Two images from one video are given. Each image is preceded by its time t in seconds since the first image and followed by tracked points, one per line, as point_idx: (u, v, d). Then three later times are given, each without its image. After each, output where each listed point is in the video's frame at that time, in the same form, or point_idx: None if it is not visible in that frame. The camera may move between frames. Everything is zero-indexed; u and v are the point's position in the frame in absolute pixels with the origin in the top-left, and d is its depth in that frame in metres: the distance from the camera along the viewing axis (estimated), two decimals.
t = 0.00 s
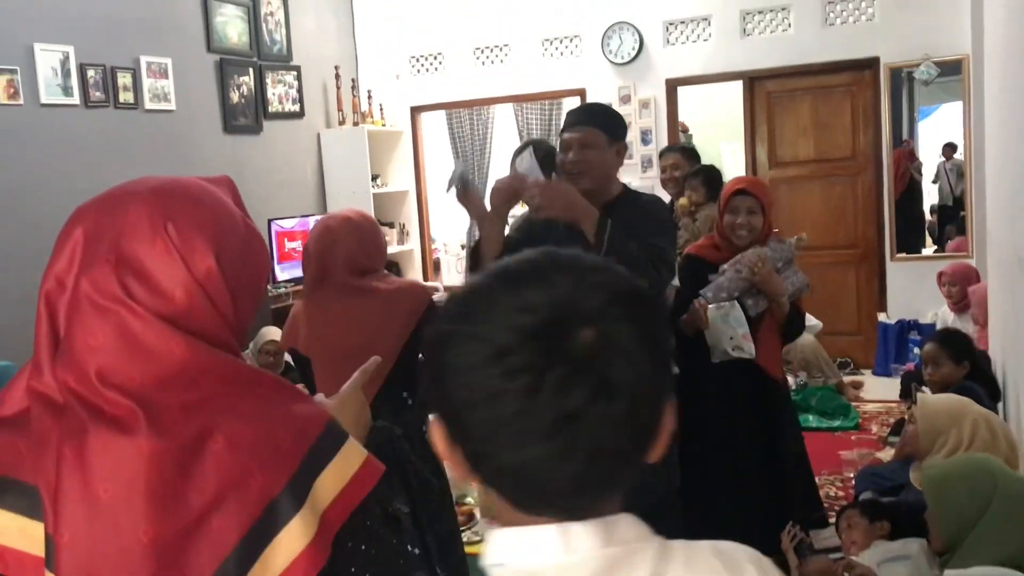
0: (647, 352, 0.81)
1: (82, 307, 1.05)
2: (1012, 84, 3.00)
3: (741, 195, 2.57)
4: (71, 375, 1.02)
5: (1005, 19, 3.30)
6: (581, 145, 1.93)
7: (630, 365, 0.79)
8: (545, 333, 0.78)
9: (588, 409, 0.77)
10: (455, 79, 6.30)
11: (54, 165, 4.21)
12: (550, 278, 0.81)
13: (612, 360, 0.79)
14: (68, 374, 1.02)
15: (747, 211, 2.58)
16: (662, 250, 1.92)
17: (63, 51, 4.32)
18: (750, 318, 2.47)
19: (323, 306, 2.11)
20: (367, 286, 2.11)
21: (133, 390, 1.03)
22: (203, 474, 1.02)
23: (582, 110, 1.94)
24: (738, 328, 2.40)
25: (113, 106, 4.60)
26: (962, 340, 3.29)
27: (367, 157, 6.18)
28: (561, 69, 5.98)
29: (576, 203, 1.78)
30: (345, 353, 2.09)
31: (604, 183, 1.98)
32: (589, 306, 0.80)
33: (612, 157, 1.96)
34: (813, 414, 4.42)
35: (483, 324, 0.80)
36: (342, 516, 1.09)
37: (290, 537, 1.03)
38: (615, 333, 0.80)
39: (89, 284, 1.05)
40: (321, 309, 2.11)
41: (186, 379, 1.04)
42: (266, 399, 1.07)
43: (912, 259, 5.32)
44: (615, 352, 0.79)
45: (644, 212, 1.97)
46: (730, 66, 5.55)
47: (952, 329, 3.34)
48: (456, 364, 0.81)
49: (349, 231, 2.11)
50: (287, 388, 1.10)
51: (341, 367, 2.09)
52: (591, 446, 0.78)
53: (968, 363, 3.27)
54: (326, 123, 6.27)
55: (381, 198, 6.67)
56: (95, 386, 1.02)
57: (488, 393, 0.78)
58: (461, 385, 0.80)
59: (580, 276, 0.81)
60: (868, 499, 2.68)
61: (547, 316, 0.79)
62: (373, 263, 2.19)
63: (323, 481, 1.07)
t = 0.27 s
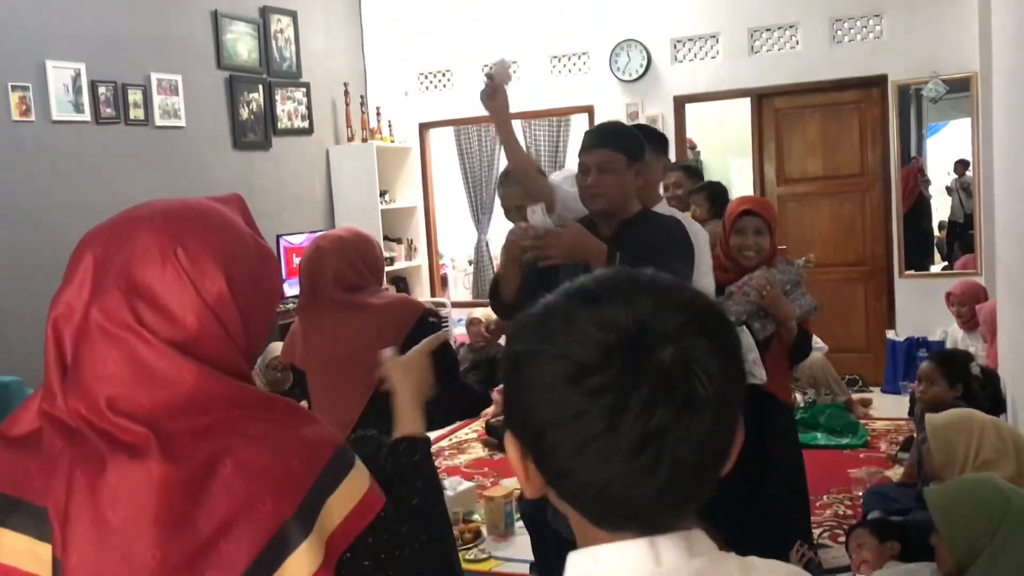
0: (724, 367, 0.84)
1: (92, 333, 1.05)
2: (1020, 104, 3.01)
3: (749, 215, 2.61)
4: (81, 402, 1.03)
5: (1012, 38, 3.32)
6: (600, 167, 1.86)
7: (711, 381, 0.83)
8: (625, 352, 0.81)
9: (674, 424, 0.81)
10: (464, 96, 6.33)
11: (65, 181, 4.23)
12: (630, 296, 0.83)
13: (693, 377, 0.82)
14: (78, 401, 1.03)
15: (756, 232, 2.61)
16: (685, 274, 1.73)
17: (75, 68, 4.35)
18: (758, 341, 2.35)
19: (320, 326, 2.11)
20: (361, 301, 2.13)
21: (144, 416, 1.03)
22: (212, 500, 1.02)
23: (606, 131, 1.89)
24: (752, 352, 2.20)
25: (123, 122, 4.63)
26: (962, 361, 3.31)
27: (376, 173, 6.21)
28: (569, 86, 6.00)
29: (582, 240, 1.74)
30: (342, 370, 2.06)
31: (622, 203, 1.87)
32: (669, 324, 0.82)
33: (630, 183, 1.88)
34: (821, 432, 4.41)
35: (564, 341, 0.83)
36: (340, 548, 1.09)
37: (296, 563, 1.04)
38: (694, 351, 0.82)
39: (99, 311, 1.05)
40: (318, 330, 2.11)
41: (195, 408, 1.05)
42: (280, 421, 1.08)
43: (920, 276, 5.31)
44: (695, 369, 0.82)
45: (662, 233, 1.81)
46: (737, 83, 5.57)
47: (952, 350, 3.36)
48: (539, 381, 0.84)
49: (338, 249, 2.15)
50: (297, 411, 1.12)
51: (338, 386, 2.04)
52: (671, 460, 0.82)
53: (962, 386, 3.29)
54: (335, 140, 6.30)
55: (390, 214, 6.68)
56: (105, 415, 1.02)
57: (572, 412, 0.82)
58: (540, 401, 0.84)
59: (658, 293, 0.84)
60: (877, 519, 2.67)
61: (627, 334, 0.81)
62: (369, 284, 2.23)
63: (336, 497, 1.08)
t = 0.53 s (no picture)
0: (678, 422, 0.83)
1: (108, 353, 1.06)
2: None
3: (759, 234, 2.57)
4: (96, 421, 1.04)
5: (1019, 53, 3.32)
6: (620, 185, 1.85)
7: (659, 438, 0.81)
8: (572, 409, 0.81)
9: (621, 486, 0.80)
10: (472, 112, 6.36)
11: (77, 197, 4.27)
12: (579, 346, 0.83)
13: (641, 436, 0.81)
14: (92, 420, 1.05)
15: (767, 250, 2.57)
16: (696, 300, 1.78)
17: (87, 86, 4.39)
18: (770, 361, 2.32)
19: (321, 340, 2.16)
20: (359, 316, 2.16)
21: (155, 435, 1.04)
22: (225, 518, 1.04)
23: (625, 146, 1.90)
24: (765, 382, 2.24)
25: (135, 139, 4.67)
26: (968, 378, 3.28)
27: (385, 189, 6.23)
28: (577, 102, 6.02)
29: (591, 274, 1.75)
30: (340, 380, 2.09)
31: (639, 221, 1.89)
32: (619, 378, 0.82)
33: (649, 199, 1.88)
34: (831, 447, 4.41)
35: (507, 395, 0.83)
36: (353, 564, 1.11)
37: None
38: (646, 407, 0.81)
39: (114, 330, 1.07)
40: (319, 343, 2.16)
41: (208, 423, 1.05)
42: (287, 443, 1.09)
43: (932, 290, 5.28)
44: (643, 425, 0.81)
45: (681, 254, 1.85)
46: (745, 99, 5.59)
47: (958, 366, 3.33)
48: (487, 440, 0.84)
49: (339, 267, 2.16)
50: (309, 429, 1.12)
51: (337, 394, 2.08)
52: (616, 523, 0.80)
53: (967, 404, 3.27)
54: (345, 156, 6.33)
55: (399, 229, 6.71)
56: (119, 433, 1.04)
57: (515, 471, 0.82)
58: (488, 459, 0.83)
59: (609, 344, 0.83)
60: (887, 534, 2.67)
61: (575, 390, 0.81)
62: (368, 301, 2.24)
63: (343, 521, 1.10)
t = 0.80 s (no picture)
0: (547, 496, 0.68)
1: (121, 371, 1.07)
2: None
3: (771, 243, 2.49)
4: (107, 439, 1.05)
5: None
6: (635, 201, 1.89)
7: (517, 512, 0.66)
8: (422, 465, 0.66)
9: (458, 564, 0.64)
10: (482, 126, 6.38)
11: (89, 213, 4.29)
12: (428, 397, 0.69)
13: (495, 503, 0.66)
14: (104, 438, 1.05)
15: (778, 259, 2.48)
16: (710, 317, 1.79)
17: (99, 103, 4.43)
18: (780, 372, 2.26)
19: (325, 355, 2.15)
20: (363, 331, 2.16)
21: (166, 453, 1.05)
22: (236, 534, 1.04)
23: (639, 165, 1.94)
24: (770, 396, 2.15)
25: (147, 155, 4.70)
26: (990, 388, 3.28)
27: (395, 203, 6.25)
28: (585, 115, 6.03)
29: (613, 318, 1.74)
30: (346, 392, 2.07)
31: (655, 238, 1.87)
32: (482, 434, 0.67)
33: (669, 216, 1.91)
34: (842, 460, 4.39)
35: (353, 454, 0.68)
36: None
37: None
38: (505, 466, 0.67)
39: (126, 349, 1.08)
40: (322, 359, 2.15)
41: (217, 441, 1.06)
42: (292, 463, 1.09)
43: (944, 302, 5.25)
44: (496, 489, 0.66)
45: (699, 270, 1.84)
46: (754, 112, 5.59)
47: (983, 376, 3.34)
48: (322, 498, 0.69)
49: (345, 286, 2.22)
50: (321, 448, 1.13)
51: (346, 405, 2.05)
52: None
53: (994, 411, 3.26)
54: (355, 170, 6.36)
55: (409, 243, 6.72)
56: (130, 450, 1.04)
57: (352, 534, 0.67)
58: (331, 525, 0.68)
59: (478, 397, 0.70)
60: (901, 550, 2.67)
61: (424, 448, 0.67)
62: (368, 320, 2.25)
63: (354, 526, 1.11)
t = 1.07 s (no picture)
0: (467, 513, 0.65)
1: (119, 384, 1.07)
2: None
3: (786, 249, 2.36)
4: (108, 449, 1.06)
5: None
6: (643, 221, 1.85)
7: (432, 534, 0.63)
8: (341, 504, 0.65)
9: None
10: (489, 137, 6.39)
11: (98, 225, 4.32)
12: (345, 423, 0.67)
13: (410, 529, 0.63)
14: (105, 449, 1.06)
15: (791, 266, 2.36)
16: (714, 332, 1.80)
17: (109, 115, 4.45)
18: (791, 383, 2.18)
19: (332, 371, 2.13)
20: (368, 344, 2.15)
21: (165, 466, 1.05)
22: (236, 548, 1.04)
23: (645, 181, 1.89)
24: (777, 395, 2.04)
25: (156, 167, 4.72)
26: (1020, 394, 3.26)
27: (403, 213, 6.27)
28: (592, 126, 6.04)
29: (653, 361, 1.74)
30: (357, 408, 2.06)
31: (664, 257, 1.86)
32: (390, 456, 0.65)
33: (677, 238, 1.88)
34: (852, 472, 4.37)
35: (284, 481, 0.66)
36: None
37: None
38: (423, 488, 0.64)
39: (125, 361, 1.08)
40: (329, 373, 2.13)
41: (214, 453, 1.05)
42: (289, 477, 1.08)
43: (952, 312, 5.24)
44: (413, 514, 0.64)
45: (706, 286, 1.83)
46: (762, 121, 5.58)
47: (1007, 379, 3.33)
48: (244, 542, 0.67)
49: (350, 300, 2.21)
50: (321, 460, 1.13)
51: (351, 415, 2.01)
52: None
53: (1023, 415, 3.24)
54: (363, 181, 6.37)
55: (417, 253, 6.72)
56: (129, 461, 1.05)
57: None
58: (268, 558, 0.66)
59: (389, 416, 0.68)
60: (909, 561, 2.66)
61: (334, 481, 0.65)
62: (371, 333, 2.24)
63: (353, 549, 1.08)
